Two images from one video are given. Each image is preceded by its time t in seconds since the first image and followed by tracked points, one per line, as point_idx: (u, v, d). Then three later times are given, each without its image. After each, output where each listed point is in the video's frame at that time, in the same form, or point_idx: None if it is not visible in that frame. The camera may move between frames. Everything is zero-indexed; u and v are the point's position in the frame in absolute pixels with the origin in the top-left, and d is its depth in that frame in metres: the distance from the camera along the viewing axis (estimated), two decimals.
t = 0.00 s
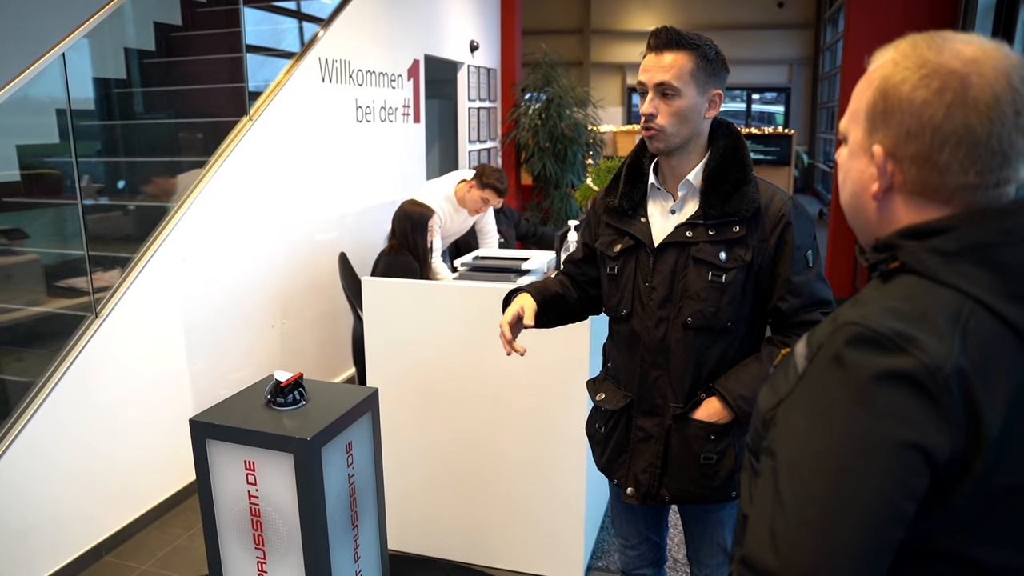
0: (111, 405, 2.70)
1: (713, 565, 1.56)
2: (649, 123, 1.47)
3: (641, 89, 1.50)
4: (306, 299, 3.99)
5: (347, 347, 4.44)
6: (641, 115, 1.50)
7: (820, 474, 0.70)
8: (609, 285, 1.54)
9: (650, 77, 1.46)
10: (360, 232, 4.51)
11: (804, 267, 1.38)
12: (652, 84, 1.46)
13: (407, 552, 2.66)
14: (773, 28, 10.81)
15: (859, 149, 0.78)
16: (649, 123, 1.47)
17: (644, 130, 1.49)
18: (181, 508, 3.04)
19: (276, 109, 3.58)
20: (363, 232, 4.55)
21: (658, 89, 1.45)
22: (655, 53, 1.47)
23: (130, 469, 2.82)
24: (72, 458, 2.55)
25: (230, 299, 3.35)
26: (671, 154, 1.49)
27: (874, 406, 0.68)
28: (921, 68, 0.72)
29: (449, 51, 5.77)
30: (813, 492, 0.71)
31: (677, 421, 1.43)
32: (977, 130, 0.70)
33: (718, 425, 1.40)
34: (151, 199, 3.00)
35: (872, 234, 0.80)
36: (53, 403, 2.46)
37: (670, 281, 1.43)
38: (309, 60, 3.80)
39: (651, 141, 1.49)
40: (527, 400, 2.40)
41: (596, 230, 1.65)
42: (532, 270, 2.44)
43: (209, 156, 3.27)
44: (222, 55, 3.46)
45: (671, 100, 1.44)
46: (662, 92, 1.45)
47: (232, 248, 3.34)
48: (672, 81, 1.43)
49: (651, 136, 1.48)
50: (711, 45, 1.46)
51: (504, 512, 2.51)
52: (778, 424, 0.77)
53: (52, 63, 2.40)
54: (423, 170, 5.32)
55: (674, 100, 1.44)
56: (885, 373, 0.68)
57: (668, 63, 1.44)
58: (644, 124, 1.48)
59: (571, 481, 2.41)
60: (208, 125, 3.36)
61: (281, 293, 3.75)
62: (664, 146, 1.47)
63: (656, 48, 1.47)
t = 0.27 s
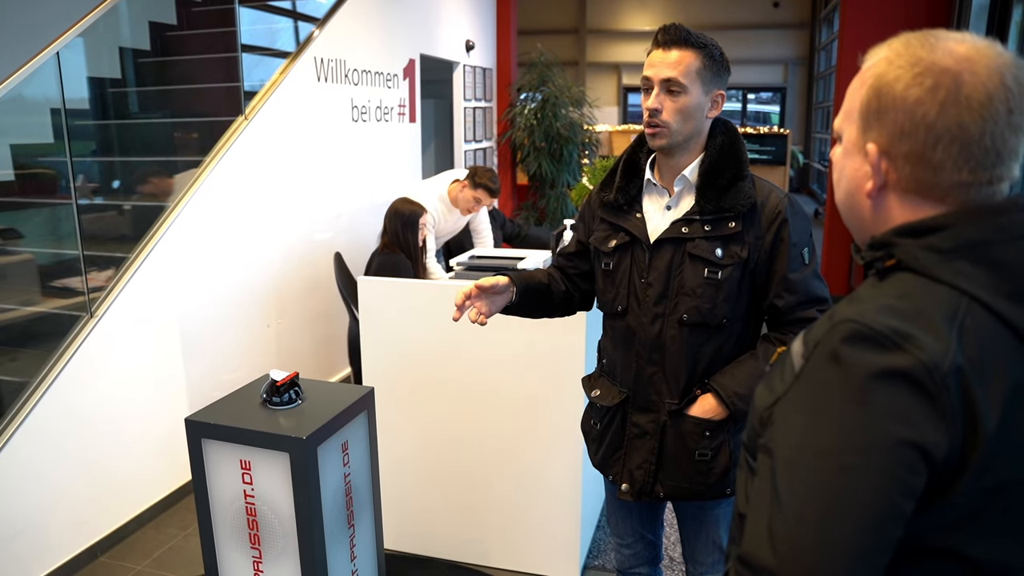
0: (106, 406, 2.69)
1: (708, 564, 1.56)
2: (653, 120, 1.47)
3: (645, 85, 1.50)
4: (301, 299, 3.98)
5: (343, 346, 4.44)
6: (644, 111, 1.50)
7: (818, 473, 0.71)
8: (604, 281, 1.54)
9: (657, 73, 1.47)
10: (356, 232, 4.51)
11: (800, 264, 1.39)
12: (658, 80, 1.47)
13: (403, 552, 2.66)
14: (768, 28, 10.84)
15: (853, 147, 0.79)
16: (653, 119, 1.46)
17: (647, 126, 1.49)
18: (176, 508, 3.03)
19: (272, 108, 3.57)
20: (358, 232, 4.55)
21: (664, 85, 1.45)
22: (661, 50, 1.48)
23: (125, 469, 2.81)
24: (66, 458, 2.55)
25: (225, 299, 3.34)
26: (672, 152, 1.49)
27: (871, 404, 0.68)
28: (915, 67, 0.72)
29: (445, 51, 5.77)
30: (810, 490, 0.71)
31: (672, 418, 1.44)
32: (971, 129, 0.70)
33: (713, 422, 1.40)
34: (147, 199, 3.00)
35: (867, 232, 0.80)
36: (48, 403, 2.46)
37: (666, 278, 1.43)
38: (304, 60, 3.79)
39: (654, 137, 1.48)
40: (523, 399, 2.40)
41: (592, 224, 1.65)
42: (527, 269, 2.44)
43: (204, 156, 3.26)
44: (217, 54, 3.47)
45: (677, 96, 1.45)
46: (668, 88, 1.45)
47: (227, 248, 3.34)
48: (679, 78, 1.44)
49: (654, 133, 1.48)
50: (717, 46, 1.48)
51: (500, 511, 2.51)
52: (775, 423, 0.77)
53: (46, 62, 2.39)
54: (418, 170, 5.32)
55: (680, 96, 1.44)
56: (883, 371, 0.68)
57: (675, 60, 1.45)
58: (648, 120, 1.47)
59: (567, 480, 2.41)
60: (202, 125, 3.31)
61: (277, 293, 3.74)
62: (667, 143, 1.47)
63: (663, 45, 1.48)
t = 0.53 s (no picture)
0: (100, 406, 2.69)
1: (702, 563, 1.57)
2: (633, 126, 1.49)
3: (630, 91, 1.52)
4: (297, 299, 3.98)
5: (338, 346, 4.43)
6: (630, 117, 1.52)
7: (813, 472, 0.71)
8: (598, 280, 1.54)
9: (633, 79, 1.48)
10: (351, 232, 4.51)
11: (795, 268, 1.39)
12: (635, 87, 1.48)
13: (399, 551, 2.66)
14: (763, 29, 10.86)
15: (847, 149, 0.79)
16: (633, 126, 1.49)
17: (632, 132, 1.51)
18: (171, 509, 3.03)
19: (267, 108, 3.57)
20: (353, 232, 4.54)
21: (640, 91, 1.47)
22: (639, 54, 1.49)
23: (120, 470, 2.81)
24: (60, 459, 2.54)
25: (220, 299, 3.34)
26: (660, 155, 1.51)
27: (865, 404, 0.69)
28: (906, 68, 0.73)
29: (440, 51, 5.77)
30: (805, 490, 0.72)
31: (665, 418, 1.44)
32: (961, 130, 0.70)
33: (705, 423, 1.40)
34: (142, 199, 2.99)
35: (862, 233, 0.81)
36: (43, 404, 2.46)
37: (661, 278, 1.44)
38: (299, 59, 3.79)
39: (639, 143, 1.51)
40: (518, 399, 2.40)
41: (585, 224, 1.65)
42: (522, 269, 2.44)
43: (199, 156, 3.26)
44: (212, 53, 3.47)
45: (652, 102, 1.46)
46: (644, 94, 1.47)
47: (222, 248, 3.33)
48: (650, 84, 1.45)
49: (638, 139, 1.51)
50: (696, 43, 1.46)
51: (496, 511, 2.52)
52: (770, 422, 0.78)
53: (39, 62, 2.38)
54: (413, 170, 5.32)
55: (654, 101, 1.45)
56: (877, 371, 0.69)
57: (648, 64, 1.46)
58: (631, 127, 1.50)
59: (563, 479, 2.41)
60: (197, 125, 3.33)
61: (272, 293, 3.74)
62: (650, 148, 1.49)
63: (642, 50, 1.49)
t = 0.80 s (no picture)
0: (94, 406, 2.69)
1: (694, 563, 1.58)
2: (615, 136, 1.50)
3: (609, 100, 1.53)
4: (290, 300, 3.98)
5: (331, 347, 4.43)
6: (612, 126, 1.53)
7: (807, 474, 0.72)
8: (589, 282, 1.55)
9: (608, 90, 1.49)
10: (344, 233, 4.51)
11: (782, 267, 1.39)
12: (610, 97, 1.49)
13: (393, 552, 2.66)
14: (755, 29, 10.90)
15: (837, 151, 0.80)
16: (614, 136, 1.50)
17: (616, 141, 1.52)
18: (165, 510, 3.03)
19: (260, 108, 3.56)
20: (346, 232, 4.54)
21: (615, 101, 1.48)
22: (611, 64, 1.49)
23: (113, 471, 2.80)
24: (52, 460, 2.53)
25: (213, 300, 3.34)
26: (645, 159, 1.51)
27: (860, 405, 0.69)
28: (895, 69, 0.73)
29: (433, 51, 5.77)
30: (799, 492, 0.72)
31: (654, 418, 1.45)
32: (953, 130, 0.71)
33: (694, 424, 1.41)
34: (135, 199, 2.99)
35: (853, 233, 0.81)
36: (35, 405, 2.45)
37: (648, 279, 1.45)
38: (292, 60, 3.79)
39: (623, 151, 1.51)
40: (512, 399, 2.41)
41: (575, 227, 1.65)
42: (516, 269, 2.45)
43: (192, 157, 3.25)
44: (204, 54, 3.47)
45: (629, 109, 1.46)
46: (620, 103, 1.47)
47: (214, 249, 3.33)
48: (624, 93, 1.45)
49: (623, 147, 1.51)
50: (665, 44, 1.46)
51: (489, 511, 2.52)
52: (764, 424, 0.78)
53: (31, 62, 2.37)
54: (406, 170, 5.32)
55: (631, 109, 1.46)
56: (872, 373, 0.69)
57: (619, 74, 1.46)
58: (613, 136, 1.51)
59: (557, 479, 2.42)
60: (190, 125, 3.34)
61: (265, 294, 3.74)
62: (635, 154, 1.50)
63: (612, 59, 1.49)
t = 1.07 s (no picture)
0: (87, 407, 2.68)
1: (686, 563, 1.58)
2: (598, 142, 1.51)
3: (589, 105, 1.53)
4: (284, 300, 3.97)
5: (325, 347, 4.43)
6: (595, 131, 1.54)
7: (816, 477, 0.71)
8: (577, 284, 1.56)
9: (589, 96, 1.49)
10: (338, 233, 4.50)
11: (770, 265, 1.40)
12: (592, 103, 1.49)
13: (387, 552, 2.66)
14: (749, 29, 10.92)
15: (835, 150, 0.79)
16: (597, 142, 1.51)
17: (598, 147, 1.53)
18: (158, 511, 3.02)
19: (253, 108, 3.56)
20: (339, 232, 4.53)
21: (597, 107, 1.48)
22: (590, 69, 1.49)
23: (106, 472, 2.79)
24: (45, 461, 2.52)
25: (207, 301, 3.33)
26: (630, 162, 1.52)
27: (868, 406, 0.69)
28: (899, 63, 0.74)
29: (427, 51, 5.77)
30: (809, 495, 0.72)
31: (644, 419, 1.45)
32: (962, 119, 0.72)
33: (684, 424, 1.42)
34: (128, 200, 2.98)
35: (852, 233, 0.81)
36: (27, 407, 2.44)
37: (636, 280, 1.45)
38: (286, 60, 3.79)
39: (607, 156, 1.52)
40: (506, 399, 2.41)
41: (563, 229, 1.65)
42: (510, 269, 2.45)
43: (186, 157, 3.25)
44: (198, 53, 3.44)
45: (611, 115, 1.47)
46: (602, 109, 1.48)
47: (208, 249, 3.32)
48: (606, 100, 1.46)
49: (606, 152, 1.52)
50: (643, 48, 1.46)
51: (483, 511, 2.52)
52: (768, 427, 0.78)
53: (22, 62, 2.36)
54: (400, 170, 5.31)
55: (614, 115, 1.47)
56: (879, 373, 0.69)
57: (599, 80, 1.47)
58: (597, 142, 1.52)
59: (551, 479, 2.42)
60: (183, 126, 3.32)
61: (259, 294, 3.73)
62: (620, 159, 1.50)
63: (591, 64, 1.49)
